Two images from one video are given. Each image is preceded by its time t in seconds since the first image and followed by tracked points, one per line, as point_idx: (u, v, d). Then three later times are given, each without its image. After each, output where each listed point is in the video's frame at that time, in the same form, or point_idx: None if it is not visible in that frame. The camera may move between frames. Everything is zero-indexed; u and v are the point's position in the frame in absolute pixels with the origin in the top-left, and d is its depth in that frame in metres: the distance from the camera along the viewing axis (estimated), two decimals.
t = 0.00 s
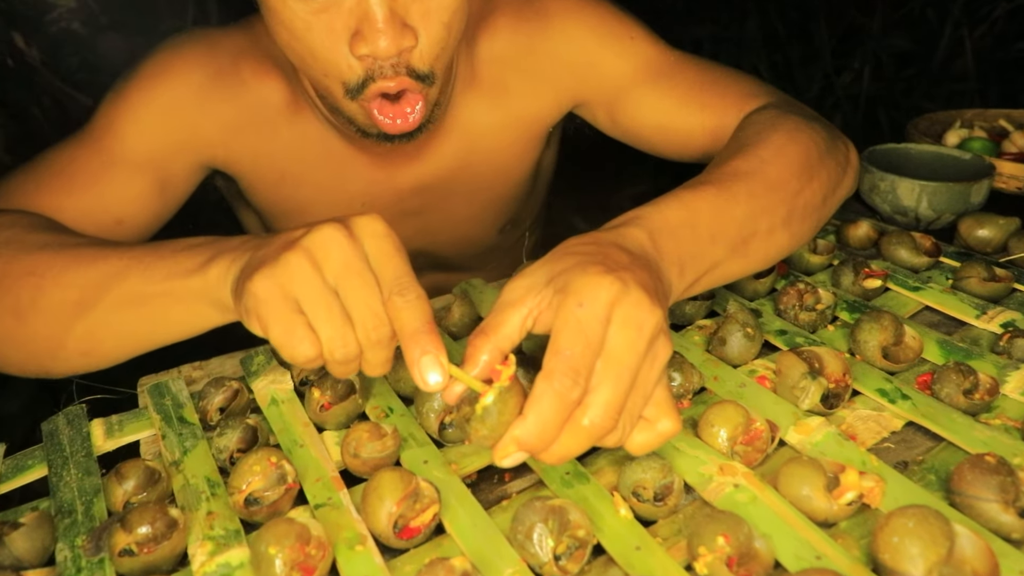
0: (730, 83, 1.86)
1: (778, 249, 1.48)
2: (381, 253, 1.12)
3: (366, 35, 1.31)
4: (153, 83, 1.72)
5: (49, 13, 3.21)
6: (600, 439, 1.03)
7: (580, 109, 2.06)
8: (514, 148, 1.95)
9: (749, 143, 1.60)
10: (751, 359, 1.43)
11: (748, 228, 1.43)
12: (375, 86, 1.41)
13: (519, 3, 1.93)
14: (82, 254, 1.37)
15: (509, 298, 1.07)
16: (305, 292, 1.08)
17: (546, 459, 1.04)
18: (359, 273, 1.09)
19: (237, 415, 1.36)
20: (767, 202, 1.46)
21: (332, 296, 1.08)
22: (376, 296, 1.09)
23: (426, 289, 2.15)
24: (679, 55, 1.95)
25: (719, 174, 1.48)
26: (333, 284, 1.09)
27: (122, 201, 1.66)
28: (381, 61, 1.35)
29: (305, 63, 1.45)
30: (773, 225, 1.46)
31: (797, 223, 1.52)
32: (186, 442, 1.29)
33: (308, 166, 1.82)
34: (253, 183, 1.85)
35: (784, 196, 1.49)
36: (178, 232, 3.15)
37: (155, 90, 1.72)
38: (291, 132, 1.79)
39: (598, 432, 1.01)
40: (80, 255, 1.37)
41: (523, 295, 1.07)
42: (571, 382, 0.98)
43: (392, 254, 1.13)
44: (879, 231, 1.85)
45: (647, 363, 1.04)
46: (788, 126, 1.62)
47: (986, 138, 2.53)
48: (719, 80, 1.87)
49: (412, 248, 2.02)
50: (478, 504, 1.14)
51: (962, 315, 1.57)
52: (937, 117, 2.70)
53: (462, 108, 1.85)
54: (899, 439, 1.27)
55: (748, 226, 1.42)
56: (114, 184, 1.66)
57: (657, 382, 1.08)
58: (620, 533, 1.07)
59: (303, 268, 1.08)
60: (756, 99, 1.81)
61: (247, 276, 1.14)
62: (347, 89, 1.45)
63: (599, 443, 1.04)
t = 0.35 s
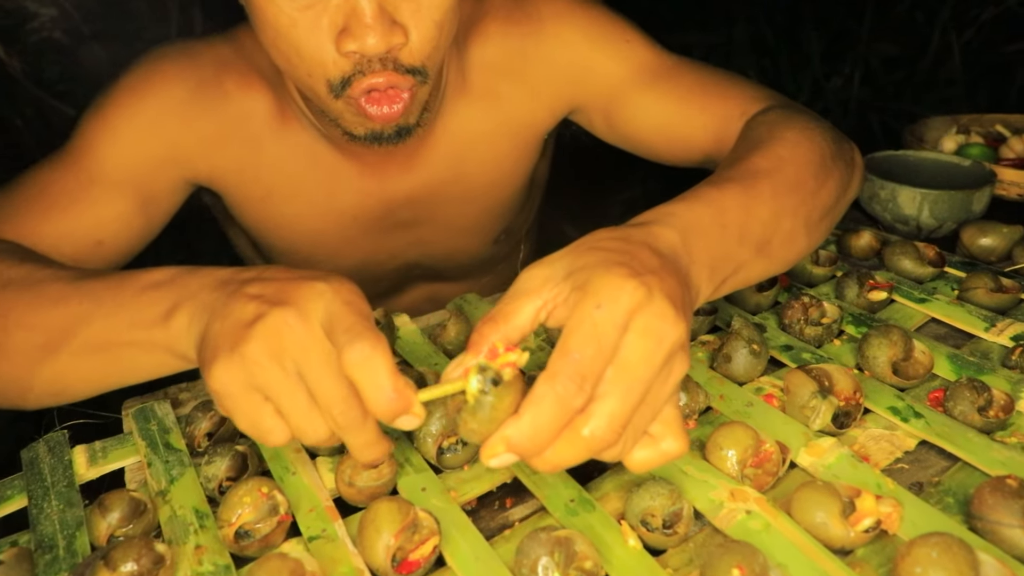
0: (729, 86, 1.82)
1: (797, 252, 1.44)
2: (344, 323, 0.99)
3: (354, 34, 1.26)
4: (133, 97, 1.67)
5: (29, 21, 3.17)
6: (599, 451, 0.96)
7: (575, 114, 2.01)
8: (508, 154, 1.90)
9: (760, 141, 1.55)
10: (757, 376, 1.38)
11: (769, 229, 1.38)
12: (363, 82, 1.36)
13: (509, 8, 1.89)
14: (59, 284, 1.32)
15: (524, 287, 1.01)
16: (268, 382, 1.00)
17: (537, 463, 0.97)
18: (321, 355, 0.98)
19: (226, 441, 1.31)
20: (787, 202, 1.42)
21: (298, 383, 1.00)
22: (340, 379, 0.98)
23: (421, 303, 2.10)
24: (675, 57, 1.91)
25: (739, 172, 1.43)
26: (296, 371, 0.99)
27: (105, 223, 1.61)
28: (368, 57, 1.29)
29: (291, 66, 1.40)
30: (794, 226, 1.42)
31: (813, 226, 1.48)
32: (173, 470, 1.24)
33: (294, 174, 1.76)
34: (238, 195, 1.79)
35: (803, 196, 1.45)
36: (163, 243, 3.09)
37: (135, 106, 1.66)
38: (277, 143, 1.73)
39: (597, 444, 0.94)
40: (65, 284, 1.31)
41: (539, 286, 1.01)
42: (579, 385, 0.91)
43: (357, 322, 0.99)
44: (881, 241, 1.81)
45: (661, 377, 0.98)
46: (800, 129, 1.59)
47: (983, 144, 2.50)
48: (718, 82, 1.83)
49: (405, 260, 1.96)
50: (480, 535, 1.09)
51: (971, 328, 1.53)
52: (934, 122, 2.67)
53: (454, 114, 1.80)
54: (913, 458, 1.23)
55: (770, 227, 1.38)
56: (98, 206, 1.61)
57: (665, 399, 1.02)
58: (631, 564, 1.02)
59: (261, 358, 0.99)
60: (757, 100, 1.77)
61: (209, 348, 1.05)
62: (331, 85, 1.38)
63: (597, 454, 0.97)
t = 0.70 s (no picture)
0: (727, 98, 1.79)
1: (794, 270, 1.40)
2: (311, 356, 0.92)
3: (342, 42, 1.21)
4: (118, 118, 1.62)
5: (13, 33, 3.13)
6: (572, 486, 0.90)
7: (570, 126, 1.97)
8: (502, 167, 1.86)
9: (758, 153, 1.52)
10: (764, 400, 1.34)
11: (769, 245, 1.33)
12: (353, 94, 1.31)
13: (502, 16, 1.84)
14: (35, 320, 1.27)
15: (510, 299, 0.95)
16: (247, 432, 0.97)
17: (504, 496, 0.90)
18: (291, 396, 0.93)
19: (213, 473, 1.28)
20: (787, 216, 1.37)
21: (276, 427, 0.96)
22: (314, 418, 0.93)
23: (415, 322, 2.04)
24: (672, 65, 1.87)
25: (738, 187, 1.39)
26: (272, 416, 0.95)
27: (89, 247, 1.56)
28: (358, 66, 1.25)
29: (279, 77, 1.35)
30: (795, 242, 1.38)
31: (811, 243, 1.43)
32: (159, 504, 1.18)
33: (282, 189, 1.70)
34: (224, 211, 1.73)
35: (803, 210, 1.40)
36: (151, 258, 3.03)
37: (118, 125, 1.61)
38: (265, 159, 1.68)
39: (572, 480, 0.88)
40: (46, 320, 1.27)
41: (526, 299, 0.95)
42: (604, 409, 0.83)
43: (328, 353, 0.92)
44: (884, 256, 1.78)
45: (649, 413, 0.94)
46: (797, 141, 1.55)
47: (982, 154, 2.47)
48: (716, 93, 1.79)
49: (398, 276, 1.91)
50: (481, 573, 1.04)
51: (980, 346, 1.49)
52: (931, 132, 2.64)
53: (446, 126, 1.75)
54: (927, 485, 1.19)
55: (770, 243, 1.33)
56: (84, 234, 1.56)
57: (648, 438, 0.97)
58: None
59: (238, 410, 0.95)
60: (756, 112, 1.73)
61: (181, 396, 1.00)
62: (319, 95, 1.32)
63: (568, 490, 0.91)
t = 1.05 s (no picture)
0: (733, 136, 1.77)
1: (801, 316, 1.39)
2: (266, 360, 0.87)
3: (352, 84, 1.19)
4: (115, 150, 1.59)
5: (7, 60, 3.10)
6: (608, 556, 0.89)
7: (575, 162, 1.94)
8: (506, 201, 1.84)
9: (767, 198, 1.50)
10: (775, 442, 1.32)
11: (779, 292, 1.32)
12: (362, 136, 1.29)
13: (508, 52, 1.84)
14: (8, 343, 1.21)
15: (528, 364, 0.93)
16: (187, 452, 0.87)
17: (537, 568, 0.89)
18: (237, 397, 0.85)
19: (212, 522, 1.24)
20: (797, 264, 1.36)
21: (218, 447, 0.86)
22: (262, 422, 0.85)
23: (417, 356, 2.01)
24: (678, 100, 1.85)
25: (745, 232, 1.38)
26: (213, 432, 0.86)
27: (78, 276, 1.51)
28: (369, 110, 1.22)
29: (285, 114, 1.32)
30: (803, 289, 1.36)
31: (818, 289, 1.42)
32: (155, 554, 1.15)
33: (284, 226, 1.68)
34: (223, 246, 1.70)
35: (812, 257, 1.39)
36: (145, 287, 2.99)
37: (115, 156, 1.57)
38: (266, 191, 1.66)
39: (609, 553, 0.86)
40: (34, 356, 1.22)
41: (546, 363, 0.93)
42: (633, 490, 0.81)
43: (283, 353, 0.88)
44: (891, 289, 1.76)
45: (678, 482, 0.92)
46: (804, 185, 1.53)
47: (983, 182, 2.46)
48: (723, 131, 1.78)
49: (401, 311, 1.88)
50: None
51: (992, 384, 1.47)
52: (932, 160, 2.63)
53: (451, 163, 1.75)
54: (944, 532, 1.17)
55: (780, 290, 1.32)
56: (79, 268, 1.50)
57: (677, 499, 0.95)
58: None
59: (176, 425, 0.86)
60: (763, 154, 1.72)
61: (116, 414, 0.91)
62: (326, 139, 1.32)
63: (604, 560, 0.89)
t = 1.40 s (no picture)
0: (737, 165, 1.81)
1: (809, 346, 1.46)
2: (302, 323, 0.89)
3: (373, 120, 1.22)
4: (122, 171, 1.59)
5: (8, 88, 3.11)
6: None
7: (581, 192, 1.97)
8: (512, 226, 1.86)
9: (770, 233, 1.57)
10: (778, 463, 1.32)
11: (785, 327, 1.40)
12: (383, 174, 1.33)
13: (520, 82, 1.88)
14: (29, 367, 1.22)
15: (555, 413, 1.03)
16: (205, 397, 0.89)
17: None
18: (268, 356, 0.88)
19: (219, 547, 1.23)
20: (801, 300, 1.43)
21: (239, 391, 0.90)
22: (294, 377, 0.89)
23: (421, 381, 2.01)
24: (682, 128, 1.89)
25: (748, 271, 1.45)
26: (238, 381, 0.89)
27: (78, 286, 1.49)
28: (391, 149, 1.27)
29: (302, 142, 1.35)
30: (808, 323, 1.44)
31: (823, 319, 1.49)
32: None
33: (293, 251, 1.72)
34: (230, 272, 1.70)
35: (815, 290, 1.46)
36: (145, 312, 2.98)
37: (123, 176, 1.58)
38: (277, 217, 1.70)
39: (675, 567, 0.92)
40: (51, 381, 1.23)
41: (571, 411, 1.03)
42: (671, 499, 0.89)
43: (316, 319, 0.90)
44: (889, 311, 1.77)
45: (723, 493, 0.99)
46: (809, 218, 1.60)
47: (977, 204, 2.49)
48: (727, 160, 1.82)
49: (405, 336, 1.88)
50: None
51: (991, 406, 1.48)
52: (926, 183, 2.67)
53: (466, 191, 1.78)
54: (948, 554, 1.17)
55: (786, 325, 1.39)
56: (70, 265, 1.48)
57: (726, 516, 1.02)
58: None
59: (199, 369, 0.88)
60: (768, 184, 1.78)
61: (125, 348, 0.91)
62: (350, 177, 1.37)
63: None
